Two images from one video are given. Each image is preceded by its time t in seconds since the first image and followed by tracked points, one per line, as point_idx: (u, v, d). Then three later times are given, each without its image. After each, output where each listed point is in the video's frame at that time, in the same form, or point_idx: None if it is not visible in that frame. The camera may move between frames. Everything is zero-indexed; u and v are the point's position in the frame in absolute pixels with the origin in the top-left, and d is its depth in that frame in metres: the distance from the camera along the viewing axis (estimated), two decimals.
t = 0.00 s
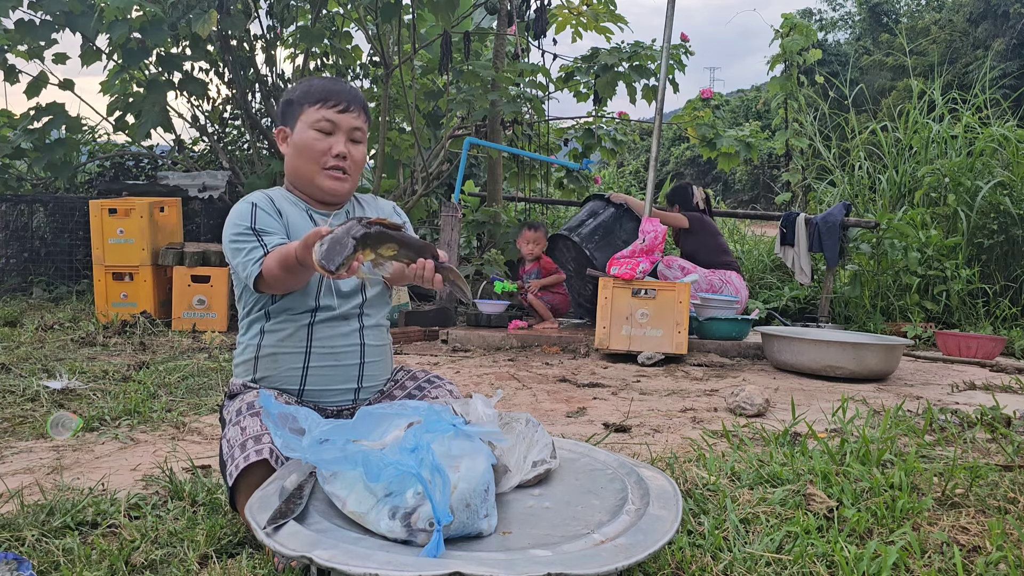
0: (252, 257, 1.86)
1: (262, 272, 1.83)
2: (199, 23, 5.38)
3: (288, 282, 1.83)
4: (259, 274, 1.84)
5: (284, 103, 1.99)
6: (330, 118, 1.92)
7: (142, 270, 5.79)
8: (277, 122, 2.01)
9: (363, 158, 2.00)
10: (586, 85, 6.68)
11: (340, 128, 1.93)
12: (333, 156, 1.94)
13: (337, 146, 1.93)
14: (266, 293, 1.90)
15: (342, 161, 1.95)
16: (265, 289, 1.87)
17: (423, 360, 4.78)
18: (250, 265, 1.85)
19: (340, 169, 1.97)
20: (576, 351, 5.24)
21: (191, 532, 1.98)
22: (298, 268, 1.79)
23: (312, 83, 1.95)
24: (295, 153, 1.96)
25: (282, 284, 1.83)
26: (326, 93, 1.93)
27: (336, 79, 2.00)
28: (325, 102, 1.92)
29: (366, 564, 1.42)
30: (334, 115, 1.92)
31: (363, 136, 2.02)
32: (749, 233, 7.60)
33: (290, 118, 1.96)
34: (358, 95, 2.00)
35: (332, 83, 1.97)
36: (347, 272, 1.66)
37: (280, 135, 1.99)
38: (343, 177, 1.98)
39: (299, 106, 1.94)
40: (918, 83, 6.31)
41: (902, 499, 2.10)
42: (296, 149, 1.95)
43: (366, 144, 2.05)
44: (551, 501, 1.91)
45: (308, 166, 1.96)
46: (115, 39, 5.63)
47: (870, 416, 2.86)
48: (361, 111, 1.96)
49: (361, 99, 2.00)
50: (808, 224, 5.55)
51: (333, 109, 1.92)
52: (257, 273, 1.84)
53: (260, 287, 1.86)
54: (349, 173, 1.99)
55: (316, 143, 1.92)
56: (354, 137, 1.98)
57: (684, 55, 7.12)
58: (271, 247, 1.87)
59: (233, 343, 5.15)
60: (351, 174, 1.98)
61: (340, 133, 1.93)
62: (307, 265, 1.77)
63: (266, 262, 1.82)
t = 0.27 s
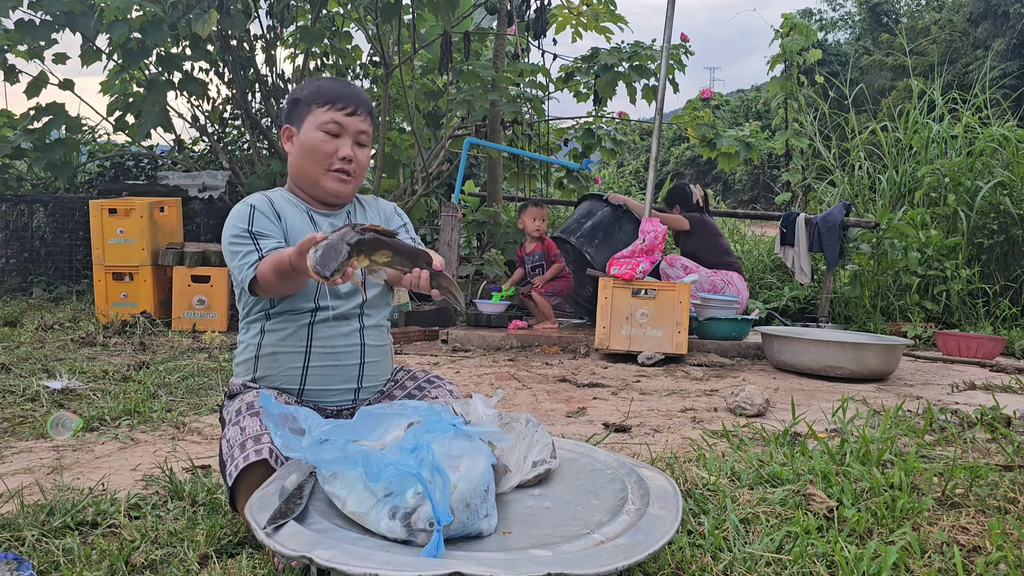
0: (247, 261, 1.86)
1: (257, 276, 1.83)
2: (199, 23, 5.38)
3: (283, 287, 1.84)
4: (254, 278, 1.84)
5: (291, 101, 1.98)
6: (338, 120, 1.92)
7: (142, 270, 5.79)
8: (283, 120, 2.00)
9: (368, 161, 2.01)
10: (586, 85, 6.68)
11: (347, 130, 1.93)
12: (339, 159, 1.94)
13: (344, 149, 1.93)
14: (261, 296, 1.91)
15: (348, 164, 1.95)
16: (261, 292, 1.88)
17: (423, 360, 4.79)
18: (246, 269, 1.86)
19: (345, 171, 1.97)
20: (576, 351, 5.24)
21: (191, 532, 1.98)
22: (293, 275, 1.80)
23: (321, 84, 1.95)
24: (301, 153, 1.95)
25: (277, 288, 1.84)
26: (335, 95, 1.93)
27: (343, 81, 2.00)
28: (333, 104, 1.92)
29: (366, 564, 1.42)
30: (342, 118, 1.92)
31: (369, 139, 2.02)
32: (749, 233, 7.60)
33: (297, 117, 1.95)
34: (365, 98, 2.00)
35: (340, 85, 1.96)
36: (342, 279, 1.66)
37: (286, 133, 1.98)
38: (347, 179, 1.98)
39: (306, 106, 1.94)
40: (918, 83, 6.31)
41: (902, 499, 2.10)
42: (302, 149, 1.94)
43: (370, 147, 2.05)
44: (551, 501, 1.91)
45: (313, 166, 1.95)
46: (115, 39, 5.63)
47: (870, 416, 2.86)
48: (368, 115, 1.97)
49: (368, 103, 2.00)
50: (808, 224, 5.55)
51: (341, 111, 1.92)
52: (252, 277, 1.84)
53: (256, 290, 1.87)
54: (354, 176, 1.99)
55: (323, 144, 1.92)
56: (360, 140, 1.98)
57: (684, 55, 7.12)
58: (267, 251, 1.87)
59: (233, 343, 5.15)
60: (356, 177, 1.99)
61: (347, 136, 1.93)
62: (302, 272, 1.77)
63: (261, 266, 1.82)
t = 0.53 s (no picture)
0: (247, 267, 1.87)
1: (258, 282, 1.84)
2: (199, 23, 5.38)
3: (285, 291, 1.84)
4: (255, 284, 1.85)
5: (294, 102, 1.98)
6: (343, 120, 1.92)
7: (142, 270, 5.79)
8: (285, 121, 1.99)
9: (371, 162, 2.01)
10: (586, 85, 6.68)
11: (352, 131, 1.94)
12: (344, 158, 1.94)
13: (349, 148, 1.93)
14: (262, 301, 1.91)
15: (352, 164, 1.95)
16: (261, 298, 1.89)
17: (423, 360, 4.78)
18: (246, 275, 1.87)
19: (349, 171, 1.97)
20: (576, 351, 5.24)
21: (191, 532, 1.98)
22: (295, 277, 1.79)
23: (324, 84, 1.96)
24: (305, 153, 1.94)
25: (278, 293, 1.85)
26: (339, 95, 1.93)
27: (346, 82, 2.01)
28: (338, 104, 1.93)
29: (366, 564, 1.42)
30: (346, 117, 1.93)
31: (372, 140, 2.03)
32: (749, 233, 7.60)
33: (300, 117, 1.95)
34: (369, 100, 2.01)
35: (343, 85, 1.97)
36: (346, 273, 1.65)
37: (288, 134, 1.97)
38: (351, 179, 1.98)
39: (310, 106, 1.94)
40: (918, 83, 6.31)
41: (902, 499, 2.10)
42: (306, 149, 1.94)
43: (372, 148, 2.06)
44: (551, 501, 1.91)
45: (317, 165, 1.95)
46: (115, 39, 5.63)
47: (870, 416, 2.86)
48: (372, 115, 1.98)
49: (372, 104, 2.01)
50: (808, 224, 5.55)
51: (346, 111, 1.92)
52: (253, 282, 1.85)
53: (256, 296, 1.88)
54: (358, 176, 1.99)
55: (327, 144, 1.92)
56: (364, 140, 1.98)
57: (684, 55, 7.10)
58: (266, 258, 1.88)
59: (233, 343, 5.15)
60: (360, 177, 1.99)
61: (352, 136, 1.94)
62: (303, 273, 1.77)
63: (262, 272, 1.83)
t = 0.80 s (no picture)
0: (246, 268, 1.87)
1: (257, 281, 1.84)
2: (199, 23, 5.38)
3: (283, 287, 1.83)
4: (254, 284, 1.84)
5: (289, 103, 1.99)
6: (340, 115, 1.93)
7: (142, 270, 5.79)
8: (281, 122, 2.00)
9: (370, 157, 2.01)
10: (586, 85, 6.68)
11: (349, 125, 1.94)
12: (342, 152, 1.93)
13: (347, 142, 1.93)
14: (262, 302, 1.91)
15: (351, 159, 1.95)
16: (260, 299, 1.89)
17: (423, 360, 4.78)
18: (245, 275, 1.86)
19: (349, 167, 1.96)
20: (576, 351, 5.24)
21: (191, 532, 1.98)
22: (290, 268, 1.78)
23: (318, 83, 1.97)
24: (304, 151, 1.94)
25: (277, 291, 1.84)
26: (334, 92, 1.95)
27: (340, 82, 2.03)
28: (333, 100, 1.94)
29: (366, 565, 1.42)
30: (343, 112, 1.93)
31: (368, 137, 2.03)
32: (749, 234, 7.60)
33: (296, 117, 1.96)
34: (363, 97, 2.02)
35: (337, 83, 1.99)
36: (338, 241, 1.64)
37: (285, 134, 1.97)
38: (352, 175, 1.97)
39: (306, 104, 1.95)
40: (918, 83, 6.31)
41: (902, 499, 2.10)
42: (304, 145, 1.93)
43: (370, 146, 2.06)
44: (551, 501, 1.91)
45: (316, 162, 1.94)
46: (115, 39, 5.64)
47: (870, 416, 2.86)
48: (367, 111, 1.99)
49: (365, 101, 2.02)
50: (808, 224, 5.55)
51: (342, 106, 1.94)
52: (252, 282, 1.84)
53: (256, 297, 1.87)
54: (357, 171, 1.98)
55: (325, 139, 1.92)
56: (361, 136, 1.99)
57: (684, 55, 7.09)
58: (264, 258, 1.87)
59: (233, 343, 5.15)
60: (360, 171, 1.98)
61: (349, 130, 1.94)
62: (298, 263, 1.75)
63: (260, 270, 1.82)
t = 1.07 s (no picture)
0: (242, 270, 1.87)
1: (253, 283, 1.84)
2: (200, 23, 5.38)
3: (280, 288, 1.83)
4: (251, 285, 1.85)
5: (280, 104, 1.99)
6: (329, 115, 1.93)
7: (142, 270, 5.79)
8: (273, 124, 2.00)
9: (362, 155, 2.00)
10: (586, 85, 6.68)
11: (339, 125, 1.94)
12: (334, 153, 1.93)
13: (338, 142, 1.93)
14: (258, 304, 1.91)
15: (343, 159, 1.95)
16: (257, 301, 1.89)
17: (423, 360, 4.79)
18: (241, 277, 1.87)
19: (341, 167, 1.96)
20: (576, 351, 5.24)
21: (191, 532, 1.98)
22: (287, 271, 1.78)
23: (308, 83, 1.97)
24: (295, 152, 1.94)
25: (273, 293, 1.84)
26: (323, 91, 1.94)
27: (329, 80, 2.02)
28: (323, 100, 1.93)
29: (366, 565, 1.42)
30: (332, 112, 1.93)
31: (361, 135, 2.03)
32: (749, 234, 7.61)
33: (287, 118, 1.96)
34: (354, 95, 2.01)
35: (327, 82, 1.98)
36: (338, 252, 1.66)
37: (277, 136, 1.98)
38: (344, 174, 1.97)
39: (296, 105, 1.95)
40: (918, 83, 6.31)
41: (902, 499, 2.10)
42: (295, 147, 1.94)
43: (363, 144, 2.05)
44: (551, 501, 1.91)
45: (308, 163, 1.94)
46: (115, 39, 5.64)
47: (870, 416, 2.86)
48: (358, 109, 1.98)
49: (357, 99, 2.01)
50: (808, 224, 5.55)
51: (331, 106, 1.93)
52: (248, 284, 1.85)
53: (253, 298, 1.88)
54: (350, 171, 1.98)
55: (316, 140, 1.92)
56: (352, 134, 1.98)
57: (684, 55, 7.08)
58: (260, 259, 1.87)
59: (233, 343, 5.15)
60: (352, 171, 1.97)
61: (340, 130, 1.94)
62: (294, 267, 1.76)
63: (256, 272, 1.83)
